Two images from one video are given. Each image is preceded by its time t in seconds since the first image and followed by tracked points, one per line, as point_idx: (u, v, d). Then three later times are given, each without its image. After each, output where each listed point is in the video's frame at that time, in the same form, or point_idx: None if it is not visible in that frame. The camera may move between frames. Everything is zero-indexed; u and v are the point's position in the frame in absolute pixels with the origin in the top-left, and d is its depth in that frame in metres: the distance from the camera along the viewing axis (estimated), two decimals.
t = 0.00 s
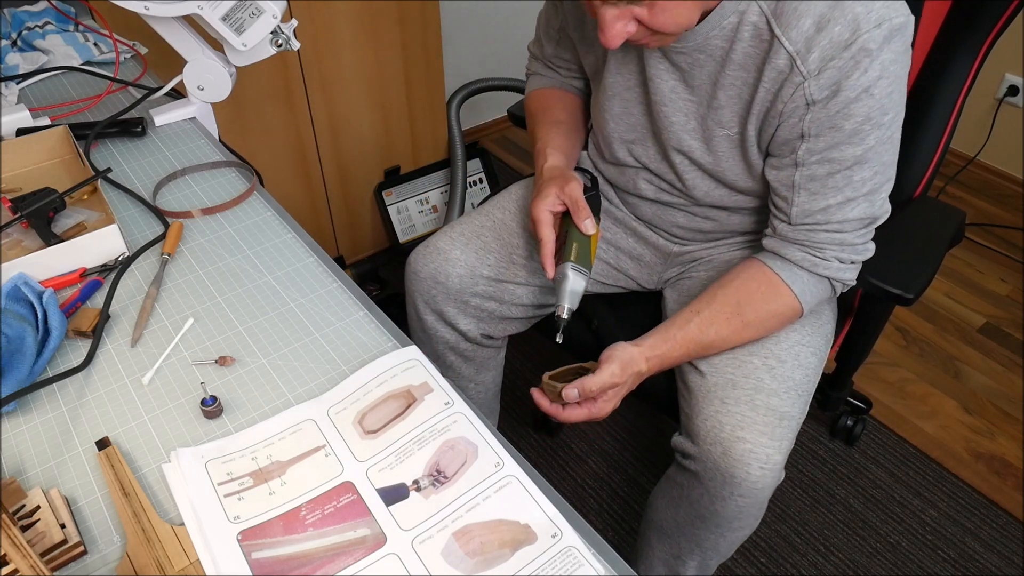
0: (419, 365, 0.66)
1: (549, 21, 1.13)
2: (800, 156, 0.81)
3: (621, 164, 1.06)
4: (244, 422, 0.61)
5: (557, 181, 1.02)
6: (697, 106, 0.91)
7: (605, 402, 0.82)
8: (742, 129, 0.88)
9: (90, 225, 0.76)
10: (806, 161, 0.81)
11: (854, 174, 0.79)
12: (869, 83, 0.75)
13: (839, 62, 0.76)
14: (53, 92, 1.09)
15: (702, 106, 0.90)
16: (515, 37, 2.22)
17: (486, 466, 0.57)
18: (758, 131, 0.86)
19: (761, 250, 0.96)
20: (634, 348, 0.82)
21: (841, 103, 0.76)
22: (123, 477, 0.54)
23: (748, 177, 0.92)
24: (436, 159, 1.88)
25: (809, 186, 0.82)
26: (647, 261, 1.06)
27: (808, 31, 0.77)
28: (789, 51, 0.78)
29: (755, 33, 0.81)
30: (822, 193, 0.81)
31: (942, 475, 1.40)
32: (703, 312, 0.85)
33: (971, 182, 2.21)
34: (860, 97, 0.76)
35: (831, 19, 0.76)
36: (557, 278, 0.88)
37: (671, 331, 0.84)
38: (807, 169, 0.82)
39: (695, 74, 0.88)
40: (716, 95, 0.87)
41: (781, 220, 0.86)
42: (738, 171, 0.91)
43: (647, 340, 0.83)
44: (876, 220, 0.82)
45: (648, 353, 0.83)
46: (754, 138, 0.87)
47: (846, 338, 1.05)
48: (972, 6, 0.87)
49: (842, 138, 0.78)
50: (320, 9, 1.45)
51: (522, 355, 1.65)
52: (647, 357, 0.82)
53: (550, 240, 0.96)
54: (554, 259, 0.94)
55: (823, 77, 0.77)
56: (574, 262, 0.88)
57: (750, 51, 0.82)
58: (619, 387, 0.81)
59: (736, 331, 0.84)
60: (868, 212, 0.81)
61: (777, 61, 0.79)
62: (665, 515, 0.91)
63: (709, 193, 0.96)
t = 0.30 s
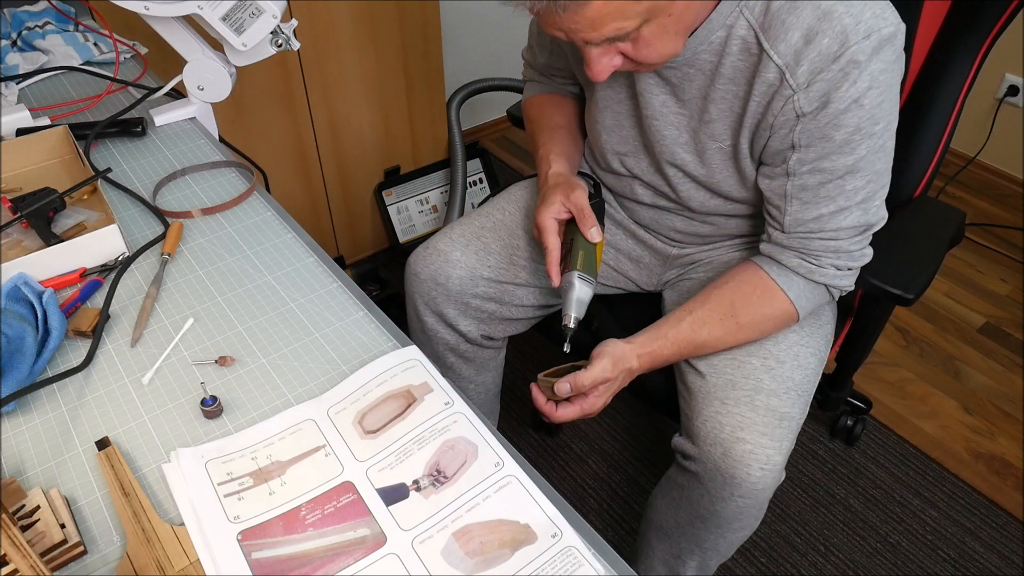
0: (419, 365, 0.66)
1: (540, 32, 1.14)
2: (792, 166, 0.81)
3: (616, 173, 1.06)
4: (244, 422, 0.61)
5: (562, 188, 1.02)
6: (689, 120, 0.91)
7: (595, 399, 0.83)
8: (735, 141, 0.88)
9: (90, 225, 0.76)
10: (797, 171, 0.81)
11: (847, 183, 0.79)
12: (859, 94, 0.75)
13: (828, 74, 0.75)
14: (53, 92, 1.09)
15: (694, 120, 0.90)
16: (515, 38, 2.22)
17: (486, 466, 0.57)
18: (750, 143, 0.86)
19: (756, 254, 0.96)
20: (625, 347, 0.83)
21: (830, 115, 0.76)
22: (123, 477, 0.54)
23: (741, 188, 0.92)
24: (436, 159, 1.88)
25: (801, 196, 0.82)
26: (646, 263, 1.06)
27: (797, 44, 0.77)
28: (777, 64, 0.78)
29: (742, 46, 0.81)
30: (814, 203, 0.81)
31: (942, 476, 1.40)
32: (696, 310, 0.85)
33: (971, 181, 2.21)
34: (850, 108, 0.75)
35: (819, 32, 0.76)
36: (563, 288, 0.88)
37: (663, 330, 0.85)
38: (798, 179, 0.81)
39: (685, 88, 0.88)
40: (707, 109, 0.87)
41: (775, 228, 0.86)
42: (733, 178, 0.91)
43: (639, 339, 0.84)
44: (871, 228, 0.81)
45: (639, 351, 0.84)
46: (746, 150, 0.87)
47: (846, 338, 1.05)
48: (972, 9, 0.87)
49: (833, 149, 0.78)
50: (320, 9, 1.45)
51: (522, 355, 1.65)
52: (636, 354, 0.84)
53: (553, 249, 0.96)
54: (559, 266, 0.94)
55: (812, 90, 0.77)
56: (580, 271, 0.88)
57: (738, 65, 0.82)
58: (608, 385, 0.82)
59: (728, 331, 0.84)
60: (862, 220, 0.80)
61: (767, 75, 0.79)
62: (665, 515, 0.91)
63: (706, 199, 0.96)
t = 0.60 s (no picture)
0: (419, 365, 0.66)
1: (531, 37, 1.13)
2: (795, 174, 0.81)
3: (610, 180, 1.07)
4: (244, 422, 0.61)
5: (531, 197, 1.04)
6: (684, 124, 0.90)
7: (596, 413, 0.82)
8: (734, 147, 0.87)
9: (90, 224, 0.76)
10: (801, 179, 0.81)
11: (851, 190, 0.79)
12: (865, 101, 0.74)
13: (834, 80, 0.75)
14: (53, 92, 1.09)
15: (689, 125, 0.90)
16: (514, 38, 2.22)
17: (486, 465, 0.57)
18: (751, 146, 0.85)
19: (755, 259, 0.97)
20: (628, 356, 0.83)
21: (836, 122, 0.76)
22: (123, 477, 0.54)
23: (739, 194, 0.92)
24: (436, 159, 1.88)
25: (804, 204, 0.81)
26: (645, 266, 1.06)
27: (801, 48, 0.76)
28: (781, 69, 0.77)
29: (743, 49, 0.81)
30: (817, 211, 0.81)
31: (942, 476, 1.40)
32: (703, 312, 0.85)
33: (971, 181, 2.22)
34: (855, 115, 0.75)
35: (824, 36, 0.75)
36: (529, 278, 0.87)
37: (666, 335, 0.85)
38: (802, 187, 0.81)
39: (682, 91, 0.88)
40: (704, 112, 0.87)
41: (776, 235, 0.86)
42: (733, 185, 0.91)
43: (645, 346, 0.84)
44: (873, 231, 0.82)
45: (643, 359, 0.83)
46: (747, 155, 0.86)
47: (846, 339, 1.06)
48: (972, 10, 0.87)
49: (837, 156, 0.77)
50: (320, 9, 1.44)
51: (522, 355, 1.65)
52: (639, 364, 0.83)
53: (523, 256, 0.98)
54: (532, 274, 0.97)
55: (818, 96, 0.76)
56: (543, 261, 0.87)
57: (739, 68, 0.82)
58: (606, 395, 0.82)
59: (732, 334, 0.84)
60: (865, 225, 0.80)
61: (769, 79, 0.79)
62: (665, 516, 0.91)
63: (705, 202, 0.96)
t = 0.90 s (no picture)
0: (419, 365, 0.66)
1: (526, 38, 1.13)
2: (806, 176, 0.81)
3: (607, 186, 1.08)
4: (244, 422, 0.61)
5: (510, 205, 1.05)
6: (683, 122, 0.90)
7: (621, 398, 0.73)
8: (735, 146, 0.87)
9: (90, 224, 0.76)
10: (811, 181, 0.80)
11: (862, 191, 0.79)
12: (878, 100, 0.74)
13: (843, 78, 0.74)
14: (53, 92, 1.09)
15: (689, 121, 0.89)
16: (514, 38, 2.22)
17: (487, 465, 0.57)
18: (756, 147, 0.85)
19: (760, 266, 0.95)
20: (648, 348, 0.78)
21: (847, 122, 0.75)
22: (123, 478, 0.54)
23: (740, 194, 0.92)
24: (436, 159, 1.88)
25: (815, 207, 0.81)
26: (644, 273, 1.08)
27: (808, 45, 0.76)
28: (788, 66, 0.77)
29: (747, 45, 0.80)
30: (831, 212, 0.80)
31: (942, 476, 1.40)
32: (731, 314, 0.83)
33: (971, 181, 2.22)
34: (868, 114, 0.75)
35: (833, 32, 0.75)
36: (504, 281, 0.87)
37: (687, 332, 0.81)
38: (813, 189, 0.81)
39: (683, 87, 0.88)
40: (706, 109, 0.87)
41: (789, 241, 0.85)
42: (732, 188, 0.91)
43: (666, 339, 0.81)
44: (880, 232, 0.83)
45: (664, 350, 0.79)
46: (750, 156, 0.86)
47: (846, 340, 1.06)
48: (971, 10, 0.87)
49: (849, 156, 0.77)
50: (320, 9, 1.44)
51: (523, 355, 1.65)
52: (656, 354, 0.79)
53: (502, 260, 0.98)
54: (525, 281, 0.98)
55: (828, 94, 0.75)
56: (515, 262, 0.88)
57: (743, 64, 0.81)
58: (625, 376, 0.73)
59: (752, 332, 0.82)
60: (875, 227, 0.81)
61: (776, 75, 0.78)
62: (666, 517, 0.91)
63: (705, 202, 0.96)
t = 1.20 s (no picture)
0: (419, 365, 0.66)
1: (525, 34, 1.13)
2: (785, 133, 0.76)
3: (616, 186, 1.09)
4: (244, 422, 0.61)
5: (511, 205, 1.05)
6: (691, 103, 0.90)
7: (559, 354, 0.54)
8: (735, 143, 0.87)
9: (90, 225, 0.76)
10: (791, 139, 0.76)
11: (838, 163, 0.74)
12: (870, 65, 0.72)
13: (845, 41, 0.73)
14: (53, 92, 1.09)
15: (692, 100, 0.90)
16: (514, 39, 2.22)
17: (486, 465, 0.57)
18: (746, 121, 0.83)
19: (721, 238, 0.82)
20: (608, 297, 0.63)
21: (841, 80, 0.73)
22: (123, 477, 0.54)
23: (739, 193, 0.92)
24: (436, 159, 1.88)
25: (789, 166, 0.75)
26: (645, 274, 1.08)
27: (809, 13, 0.75)
28: (788, 34, 0.76)
29: (747, 23, 0.81)
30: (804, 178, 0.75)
31: (942, 476, 1.40)
32: (712, 286, 0.71)
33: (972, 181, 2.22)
34: (859, 78, 0.72)
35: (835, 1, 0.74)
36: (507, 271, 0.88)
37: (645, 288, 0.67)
38: (789, 147, 0.76)
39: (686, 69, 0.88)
40: (707, 103, 0.87)
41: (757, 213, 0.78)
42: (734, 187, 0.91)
43: (637, 285, 0.67)
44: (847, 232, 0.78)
45: (624, 297, 0.64)
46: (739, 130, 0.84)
47: (848, 340, 1.06)
48: (971, 7, 0.87)
49: (836, 118, 0.73)
50: (320, 9, 1.44)
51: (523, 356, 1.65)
52: (614, 297, 0.64)
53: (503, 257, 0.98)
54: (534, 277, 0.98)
55: (825, 57, 0.74)
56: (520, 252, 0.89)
57: (739, 43, 0.82)
58: (580, 322, 0.57)
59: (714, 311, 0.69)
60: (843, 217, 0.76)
61: (775, 45, 0.77)
62: (670, 518, 0.91)
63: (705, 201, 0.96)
